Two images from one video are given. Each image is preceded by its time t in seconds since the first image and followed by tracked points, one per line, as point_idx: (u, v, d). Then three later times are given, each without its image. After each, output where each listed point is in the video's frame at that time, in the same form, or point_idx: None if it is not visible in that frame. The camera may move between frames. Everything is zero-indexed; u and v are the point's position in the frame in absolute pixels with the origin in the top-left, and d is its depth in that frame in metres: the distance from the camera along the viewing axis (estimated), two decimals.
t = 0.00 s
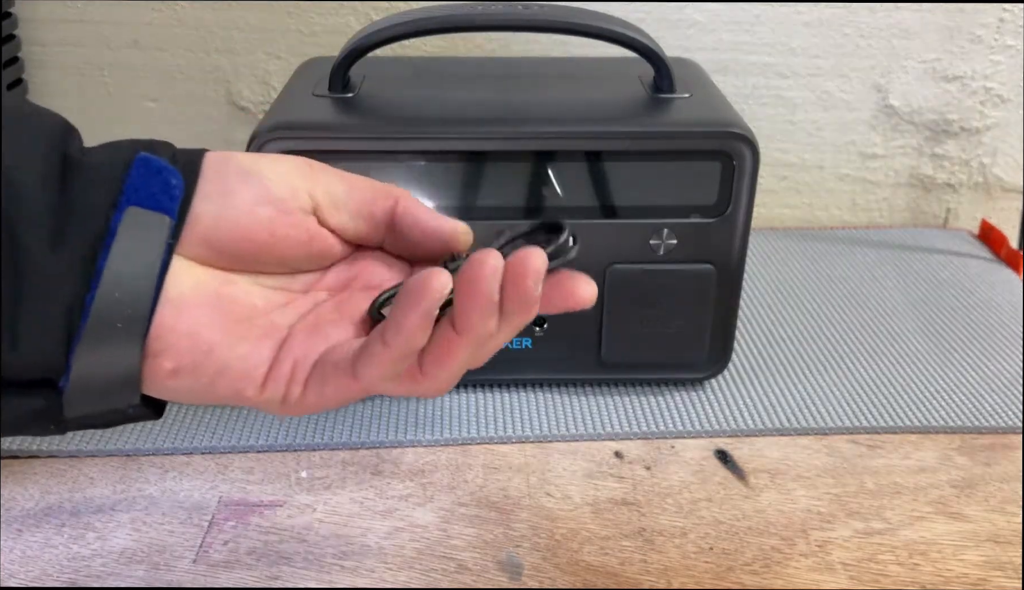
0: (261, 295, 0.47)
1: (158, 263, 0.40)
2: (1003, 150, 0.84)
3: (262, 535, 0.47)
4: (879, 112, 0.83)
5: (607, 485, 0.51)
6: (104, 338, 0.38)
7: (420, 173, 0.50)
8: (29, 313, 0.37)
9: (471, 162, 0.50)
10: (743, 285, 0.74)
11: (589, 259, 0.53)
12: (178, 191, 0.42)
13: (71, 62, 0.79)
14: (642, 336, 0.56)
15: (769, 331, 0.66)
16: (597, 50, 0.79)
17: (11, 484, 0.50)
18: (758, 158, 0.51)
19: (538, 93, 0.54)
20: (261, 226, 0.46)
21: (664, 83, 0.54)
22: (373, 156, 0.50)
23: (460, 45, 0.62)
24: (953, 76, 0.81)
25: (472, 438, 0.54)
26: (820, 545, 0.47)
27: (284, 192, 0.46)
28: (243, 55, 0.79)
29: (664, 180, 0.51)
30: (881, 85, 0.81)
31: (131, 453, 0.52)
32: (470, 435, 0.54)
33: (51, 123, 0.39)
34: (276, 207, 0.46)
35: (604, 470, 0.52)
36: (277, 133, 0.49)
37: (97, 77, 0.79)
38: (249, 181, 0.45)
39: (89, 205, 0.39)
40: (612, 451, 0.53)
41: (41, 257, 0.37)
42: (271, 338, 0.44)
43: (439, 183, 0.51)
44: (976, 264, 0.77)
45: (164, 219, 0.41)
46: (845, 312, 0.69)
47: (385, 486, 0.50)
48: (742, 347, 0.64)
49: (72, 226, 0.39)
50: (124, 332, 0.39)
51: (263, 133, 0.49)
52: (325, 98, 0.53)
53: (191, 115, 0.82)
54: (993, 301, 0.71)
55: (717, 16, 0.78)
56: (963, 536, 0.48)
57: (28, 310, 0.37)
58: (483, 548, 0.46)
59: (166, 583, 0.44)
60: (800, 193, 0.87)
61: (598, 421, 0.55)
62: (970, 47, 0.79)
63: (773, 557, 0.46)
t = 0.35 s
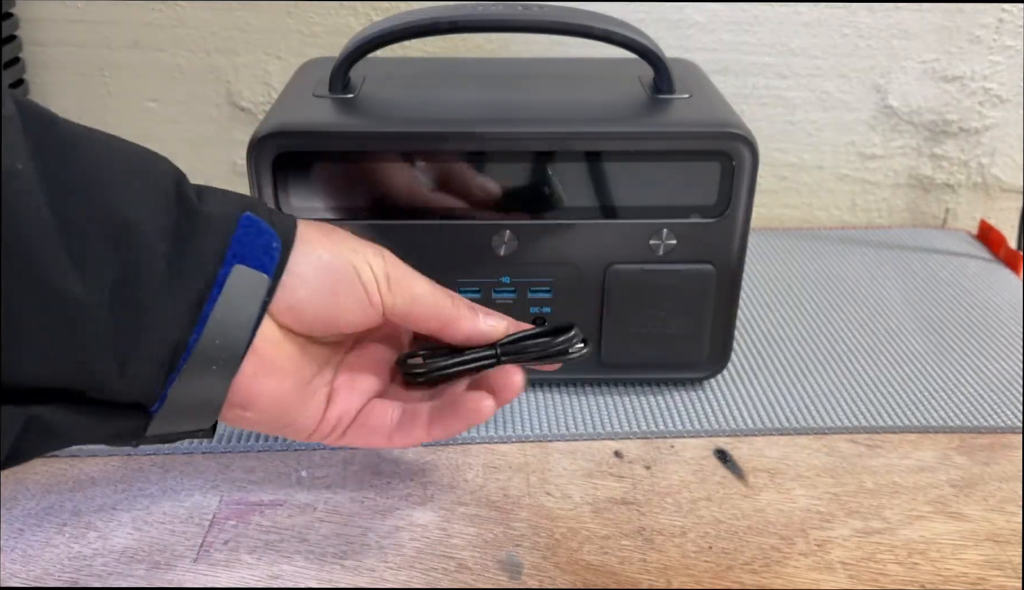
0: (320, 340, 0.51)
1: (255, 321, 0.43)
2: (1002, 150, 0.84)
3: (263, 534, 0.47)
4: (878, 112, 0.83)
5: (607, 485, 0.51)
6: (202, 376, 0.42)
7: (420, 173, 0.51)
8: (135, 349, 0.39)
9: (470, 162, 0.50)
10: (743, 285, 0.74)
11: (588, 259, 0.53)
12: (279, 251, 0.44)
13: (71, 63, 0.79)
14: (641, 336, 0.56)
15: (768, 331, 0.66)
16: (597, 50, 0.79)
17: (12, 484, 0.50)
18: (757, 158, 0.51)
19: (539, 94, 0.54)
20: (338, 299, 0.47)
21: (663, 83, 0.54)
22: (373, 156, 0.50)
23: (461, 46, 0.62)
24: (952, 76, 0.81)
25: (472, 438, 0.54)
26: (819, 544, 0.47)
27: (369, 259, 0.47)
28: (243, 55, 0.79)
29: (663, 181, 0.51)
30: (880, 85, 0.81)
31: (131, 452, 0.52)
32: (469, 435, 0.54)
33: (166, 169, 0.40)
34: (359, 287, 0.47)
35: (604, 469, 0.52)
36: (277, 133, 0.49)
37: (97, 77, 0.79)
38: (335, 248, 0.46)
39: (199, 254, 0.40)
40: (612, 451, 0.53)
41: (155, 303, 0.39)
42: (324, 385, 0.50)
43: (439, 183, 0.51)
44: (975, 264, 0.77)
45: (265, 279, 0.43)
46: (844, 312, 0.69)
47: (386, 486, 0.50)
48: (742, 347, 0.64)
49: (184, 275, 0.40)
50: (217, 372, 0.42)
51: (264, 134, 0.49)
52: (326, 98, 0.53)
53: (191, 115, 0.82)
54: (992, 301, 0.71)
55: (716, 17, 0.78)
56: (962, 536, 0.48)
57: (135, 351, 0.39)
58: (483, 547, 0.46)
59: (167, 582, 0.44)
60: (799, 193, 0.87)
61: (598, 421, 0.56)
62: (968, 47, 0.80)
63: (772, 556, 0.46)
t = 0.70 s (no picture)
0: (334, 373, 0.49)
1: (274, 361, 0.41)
2: (1001, 150, 0.84)
3: (263, 534, 0.47)
4: (877, 113, 0.83)
5: (607, 484, 0.51)
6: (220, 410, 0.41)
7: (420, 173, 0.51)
8: (157, 377, 0.39)
9: (471, 163, 0.50)
10: (743, 285, 0.74)
11: (588, 259, 0.54)
12: (302, 291, 0.42)
13: (71, 63, 0.79)
14: (642, 337, 0.56)
15: (768, 331, 0.66)
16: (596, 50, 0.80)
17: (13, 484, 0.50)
18: (758, 158, 0.51)
19: (539, 94, 0.54)
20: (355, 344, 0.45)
21: (663, 84, 0.54)
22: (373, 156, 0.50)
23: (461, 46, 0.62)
24: (951, 76, 0.81)
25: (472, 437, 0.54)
26: (818, 544, 0.47)
27: (380, 301, 0.45)
28: (244, 56, 0.79)
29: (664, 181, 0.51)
30: (880, 85, 0.81)
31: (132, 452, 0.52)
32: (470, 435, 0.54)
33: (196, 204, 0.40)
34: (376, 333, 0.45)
35: (604, 469, 0.52)
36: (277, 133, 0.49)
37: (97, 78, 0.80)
38: (348, 291, 0.44)
39: (226, 287, 0.40)
40: (612, 451, 0.53)
41: (180, 336, 0.39)
42: (326, 411, 0.49)
43: (439, 184, 0.51)
44: (974, 264, 0.77)
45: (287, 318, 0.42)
46: (844, 312, 0.69)
47: (386, 486, 0.50)
48: (741, 348, 0.64)
49: (213, 311, 0.39)
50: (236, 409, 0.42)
51: (265, 134, 0.49)
52: (326, 99, 0.53)
53: (191, 116, 0.82)
54: (992, 301, 0.71)
55: (716, 17, 0.78)
56: (962, 535, 0.48)
57: (156, 380, 0.39)
58: (483, 547, 0.46)
59: (167, 581, 0.44)
60: (799, 194, 0.87)
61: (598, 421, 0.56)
62: (967, 48, 0.80)
63: (772, 555, 0.46)
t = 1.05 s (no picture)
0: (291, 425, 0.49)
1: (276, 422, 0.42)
2: (1001, 151, 0.84)
3: (263, 534, 0.47)
4: (877, 113, 0.83)
5: (607, 484, 0.51)
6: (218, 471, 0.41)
7: (420, 173, 0.51)
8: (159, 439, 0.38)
9: (471, 163, 0.50)
10: (743, 286, 0.74)
11: (588, 259, 0.54)
12: (300, 351, 0.42)
13: (71, 63, 0.79)
14: (641, 337, 0.56)
15: (768, 331, 0.66)
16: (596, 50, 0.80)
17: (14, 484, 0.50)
18: (758, 158, 0.51)
19: (540, 95, 0.54)
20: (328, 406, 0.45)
21: (663, 83, 0.54)
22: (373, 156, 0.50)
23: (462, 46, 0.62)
24: (951, 77, 0.81)
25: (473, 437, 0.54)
26: (818, 543, 0.47)
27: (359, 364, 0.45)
28: (244, 56, 0.79)
29: (663, 182, 0.52)
30: (879, 86, 0.81)
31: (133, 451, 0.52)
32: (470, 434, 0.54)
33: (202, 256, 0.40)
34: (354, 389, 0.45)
35: (604, 469, 0.52)
36: (278, 134, 0.49)
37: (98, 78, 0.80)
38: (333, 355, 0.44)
39: (231, 346, 0.40)
40: (612, 451, 0.53)
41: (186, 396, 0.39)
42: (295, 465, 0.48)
43: (440, 184, 0.51)
44: (974, 264, 0.77)
45: (288, 380, 0.42)
46: (844, 312, 0.69)
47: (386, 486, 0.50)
48: (742, 348, 0.64)
49: (223, 364, 0.40)
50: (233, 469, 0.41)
51: (264, 134, 0.49)
52: (326, 99, 0.53)
53: (191, 116, 0.82)
54: (992, 301, 0.71)
55: (715, 18, 0.78)
56: (962, 535, 0.48)
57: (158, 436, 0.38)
58: (483, 547, 0.46)
59: (167, 581, 0.44)
60: (799, 194, 0.87)
61: (598, 421, 0.56)
62: (967, 48, 0.80)
63: (772, 555, 0.46)
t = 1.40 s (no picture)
0: None
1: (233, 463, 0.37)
2: (1001, 151, 0.85)
3: (263, 533, 0.47)
4: (877, 113, 0.83)
5: (606, 484, 0.51)
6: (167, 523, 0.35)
7: (420, 174, 0.51)
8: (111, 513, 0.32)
9: (470, 163, 0.50)
10: (743, 286, 0.74)
11: (588, 259, 0.54)
12: None
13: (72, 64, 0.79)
14: (641, 338, 0.56)
15: (768, 331, 0.66)
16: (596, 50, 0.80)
17: (13, 484, 0.50)
18: (758, 157, 0.51)
19: (540, 95, 0.55)
20: None
21: (663, 83, 0.54)
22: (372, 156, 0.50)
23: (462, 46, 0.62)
24: (950, 77, 0.81)
25: (473, 437, 0.54)
26: (818, 543, 0.47)
27: None
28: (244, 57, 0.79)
29: (663, 182, 0.52)
30: (879, 86, 0.82)
31: (134, 452, 0.52)
32: (470, 434, 0.54)
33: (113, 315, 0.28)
34: None
35: (604, 469, 0.52)
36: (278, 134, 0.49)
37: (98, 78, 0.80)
38: None
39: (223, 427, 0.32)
40: (612, 451, 0.53)
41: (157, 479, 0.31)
42: None
43: (439, 184, 0.51)
44: (974, 264, 0.77)
45: None
46: (844, 312, 0.69)
47: (386, 485, 0.50)
48: (742, 348, 0.64)
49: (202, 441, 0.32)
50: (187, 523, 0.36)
51: (265, 134, 0.49)
52: (326, 99, 0.54)
53: (192, 116, 0.82)
54: (992, 301, 0.71)
55: (716, 18, 0.78)
56: (961, 535, 0.48)
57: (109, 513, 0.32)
58: (483, 547, 0.47)
59: (168, 581, 0.44)
60: (799, 194, 0.87)
61: (598, 421, 0.56)
62: (967, 48, 0.80)
63: (772, 555, 0.46)
